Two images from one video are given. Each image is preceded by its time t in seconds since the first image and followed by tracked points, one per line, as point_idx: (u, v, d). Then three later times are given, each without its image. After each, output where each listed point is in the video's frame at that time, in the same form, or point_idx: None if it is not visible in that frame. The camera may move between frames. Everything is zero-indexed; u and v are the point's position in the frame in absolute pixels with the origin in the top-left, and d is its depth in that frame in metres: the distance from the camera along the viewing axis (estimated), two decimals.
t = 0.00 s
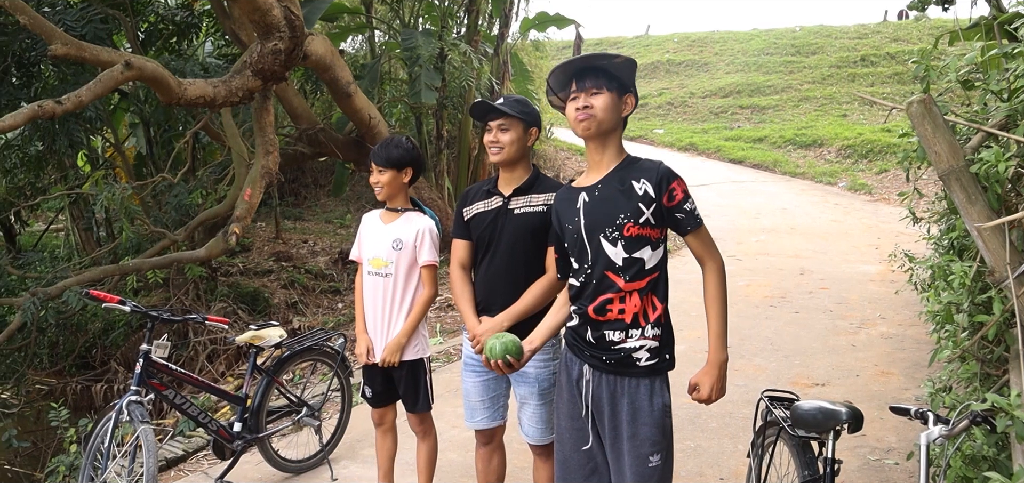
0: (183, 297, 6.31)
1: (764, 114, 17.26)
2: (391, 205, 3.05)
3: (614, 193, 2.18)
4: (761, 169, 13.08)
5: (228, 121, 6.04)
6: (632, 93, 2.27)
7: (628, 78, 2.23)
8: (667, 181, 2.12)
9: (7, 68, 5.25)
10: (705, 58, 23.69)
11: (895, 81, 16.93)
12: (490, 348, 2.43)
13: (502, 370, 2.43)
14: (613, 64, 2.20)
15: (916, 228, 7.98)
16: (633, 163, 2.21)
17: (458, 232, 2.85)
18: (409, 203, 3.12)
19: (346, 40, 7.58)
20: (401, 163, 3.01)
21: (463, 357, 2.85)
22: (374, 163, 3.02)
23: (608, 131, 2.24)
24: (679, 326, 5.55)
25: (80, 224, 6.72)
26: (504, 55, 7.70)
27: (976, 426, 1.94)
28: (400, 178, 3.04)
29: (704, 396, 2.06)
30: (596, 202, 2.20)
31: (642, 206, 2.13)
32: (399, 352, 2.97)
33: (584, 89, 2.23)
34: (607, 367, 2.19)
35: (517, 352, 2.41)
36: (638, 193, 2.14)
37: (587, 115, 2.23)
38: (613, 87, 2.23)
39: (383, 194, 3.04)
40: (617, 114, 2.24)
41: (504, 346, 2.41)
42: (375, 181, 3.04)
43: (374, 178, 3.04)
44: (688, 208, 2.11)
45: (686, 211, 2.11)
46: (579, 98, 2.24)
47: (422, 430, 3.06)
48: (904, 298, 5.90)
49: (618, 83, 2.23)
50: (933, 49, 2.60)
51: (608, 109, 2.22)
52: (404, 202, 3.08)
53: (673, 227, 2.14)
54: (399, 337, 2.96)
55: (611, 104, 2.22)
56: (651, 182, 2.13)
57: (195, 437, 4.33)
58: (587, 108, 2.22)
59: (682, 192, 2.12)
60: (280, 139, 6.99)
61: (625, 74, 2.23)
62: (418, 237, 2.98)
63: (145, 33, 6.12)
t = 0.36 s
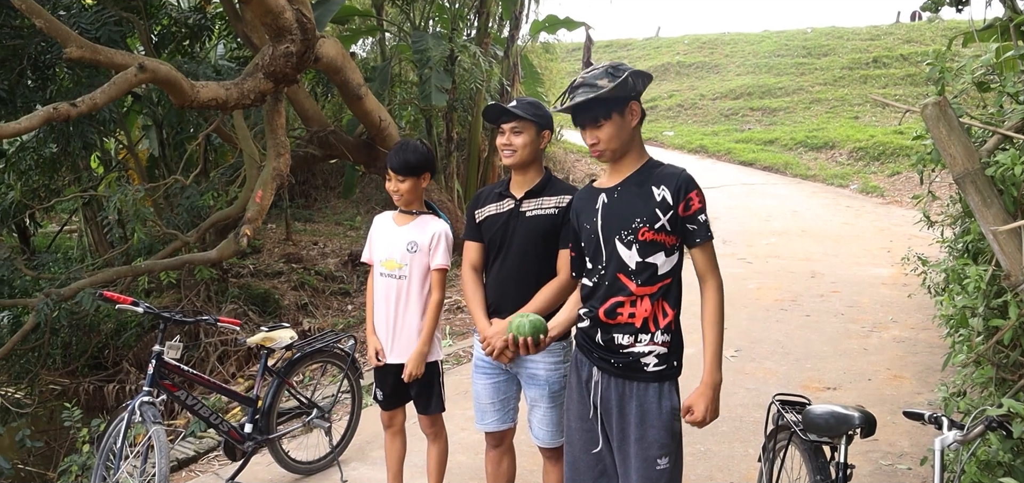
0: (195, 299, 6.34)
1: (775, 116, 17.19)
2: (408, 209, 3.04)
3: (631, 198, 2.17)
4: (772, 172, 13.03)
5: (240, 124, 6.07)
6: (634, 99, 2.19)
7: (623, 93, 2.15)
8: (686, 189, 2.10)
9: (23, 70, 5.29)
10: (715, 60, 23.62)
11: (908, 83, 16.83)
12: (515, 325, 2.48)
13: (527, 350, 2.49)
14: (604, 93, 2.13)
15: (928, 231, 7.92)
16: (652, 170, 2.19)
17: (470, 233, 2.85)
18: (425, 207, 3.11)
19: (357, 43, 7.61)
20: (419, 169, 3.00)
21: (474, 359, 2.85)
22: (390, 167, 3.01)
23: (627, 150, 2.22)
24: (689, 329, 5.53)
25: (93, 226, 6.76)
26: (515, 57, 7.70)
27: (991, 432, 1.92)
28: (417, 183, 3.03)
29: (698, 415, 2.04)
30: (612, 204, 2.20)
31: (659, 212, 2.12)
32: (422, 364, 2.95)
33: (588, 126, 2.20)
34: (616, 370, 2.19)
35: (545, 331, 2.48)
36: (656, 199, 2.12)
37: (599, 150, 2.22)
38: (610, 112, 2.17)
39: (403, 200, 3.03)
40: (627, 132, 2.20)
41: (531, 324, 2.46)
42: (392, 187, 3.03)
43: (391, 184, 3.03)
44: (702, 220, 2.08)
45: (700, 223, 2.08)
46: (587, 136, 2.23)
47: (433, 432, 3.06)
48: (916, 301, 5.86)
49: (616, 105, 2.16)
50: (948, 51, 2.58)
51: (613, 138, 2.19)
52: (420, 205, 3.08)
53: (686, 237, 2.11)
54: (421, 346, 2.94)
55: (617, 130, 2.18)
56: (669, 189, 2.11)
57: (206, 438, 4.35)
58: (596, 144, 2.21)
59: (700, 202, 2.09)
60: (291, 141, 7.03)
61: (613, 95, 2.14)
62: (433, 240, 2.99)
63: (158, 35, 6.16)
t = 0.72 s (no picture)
0: (200, 299, 6.36)
1: (781, 118, 17.16)
2: (427, 214, 3.03)
3: (638, 202, 2.16)
4: (777, 174, 13.00)
5: (246, 125, 6.08)
6: (645, 110, 2.14)
7: (636, 107, 2.11)
8: (693, 195, 2.07)
9: (31, 72, 5.33)
10: (721, 62, 23.59)
11: (914, 86, 16.77)
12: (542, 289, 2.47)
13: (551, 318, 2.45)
14: (618, 111, 2.08)
15: (935, 234, 7.89)
16: (660, 174, 2.17)
17: (476, 235, 2.86)
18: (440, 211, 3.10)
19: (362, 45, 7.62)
20: (442, 175, 2.98)
21: (479, 360, 2.86)
22: (413, 172, 2.96)
23: (636, 160, 2.19)
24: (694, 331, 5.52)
25: (100, 226, 6.79)
26: (520, 59, 7.71)
27: (998, 435, 1.91)
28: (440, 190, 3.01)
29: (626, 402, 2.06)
30: (620, 208, 2.20)
31: (665, 217, 2.10)
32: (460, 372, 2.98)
33: (598, 140, 2.14)
34: (621, 372, 2.18)
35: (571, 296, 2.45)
36: (664, 204, 2.11)
37: (610, 163, 2.18)
38: (623, 128, 2.11)
39: (425, 205, 3.00)
40: (639, 144, 2.16)
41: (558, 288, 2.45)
42: (413, 193, 2.99)
43: (415, 191, 2.99)
44: (704, 228, 2.05)
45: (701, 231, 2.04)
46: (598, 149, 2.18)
47: (441, 434, 3.07)
48: (923, 304, 5.84)
49: (628, 120, 2.11)
50: (956, 53, 2.57)
51: (624, 152, 2.15)
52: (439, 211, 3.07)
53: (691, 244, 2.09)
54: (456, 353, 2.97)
55: (629, 143, 2.14)
56: (676, 195, 2.09)
57: (211, 438, 4.36)
58: (607, 158, 2.17)
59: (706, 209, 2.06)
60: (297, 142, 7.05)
61: (625, 112, 2.09)
62: (454, 246, 3.00)
63: (165, 37, 6.18)
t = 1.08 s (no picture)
0: (201, 297, 6.36)
1: (782, 117, 17.15)
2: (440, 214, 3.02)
3: (643, 200, 2.16)
4: (778, 173, 13.00)
5: (246, 122, 6.08)
6: (655, 108, 2.14)
7: (647, 105, 2.11)
8: (699, 195, 2.07)
9: (31, 69, 5.33)
10: (722, 61, 23.56)
11: (915, 85, 16.75)
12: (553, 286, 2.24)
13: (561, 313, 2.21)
14: (628, 108, 2.09)
15: (935, 233, 7.89)
16: (664, 173, 2.16)
17: (477, 233, 2.85)
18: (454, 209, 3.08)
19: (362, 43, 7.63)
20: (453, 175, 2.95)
21: (478, 358, 2.86)
22: (421, 177, 2.91)
23: (643, 158, 2.19)
24: (694, 330, 5.52)
25: (100, 224, 6.79)
26: (521, 57, 7.71)
27: (996, 435, 1.91)
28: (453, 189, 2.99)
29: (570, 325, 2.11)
30: (624, 205, 2.20)
31: (670, 215, 2.10)
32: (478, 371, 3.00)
33: (607, 137, 2.15)
34: (620, 371, 2.19)
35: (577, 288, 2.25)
36: (669, 202, 2.11)
37: (617, 160, 2.18)
38: (633, 125, 2.12)
39: (438, 207, 2.99)
40: (648, 142, 2.17)
41: (567, 286, 2.23)
42: (425, 197, 2.96)
43: (428, 198, 2.96)
44: (708, 229, 2.05)
45: (704, 231, 2.05)
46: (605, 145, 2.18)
47: (443, 434, 3.07)
48: (923, 303, 5.84)
49: (637, 117, 2.11)
50: (956, 52, 2.57)
51: (632, 150, 2.15)
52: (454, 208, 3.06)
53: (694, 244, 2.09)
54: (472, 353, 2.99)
55: (639, 140, 2.14)
56: (682, 194, 2.09)
57: (211, 435, 4.36)
58: (615, 155, 2.17)
59: (711, 210, 2.06)
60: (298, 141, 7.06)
61: (636, 109, 2.09)
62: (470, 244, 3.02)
63: (166, 35, 6.18)
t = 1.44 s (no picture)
0: (199, 296, 6.36)
1: (780, 116, 17.15)
2: (414, 215, 2.98)
3: (644, 201, 2.15)
4: (776, 172, 13.00)
5: (245, 121, 6.08)
6: (655, 109, 2.14)
7: (645, 106, 2.10)
8: (699, 200, 2.06)
9: (30, 68, 5.33)
10: (720, 60, 23.55)
11: (914, 84, 16.75)
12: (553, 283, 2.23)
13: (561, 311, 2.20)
14: (627, 108, 2.08)
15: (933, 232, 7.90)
16: (664, 175, 2.16)
17: (475, 232, 2.86)
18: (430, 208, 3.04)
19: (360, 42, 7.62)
20: (414, 174, 2.91)
21: (476, 357, 2.86)
22: (385, 184, 2.91)
23: (643, 158, 2.18)
24: (692, 329, 5.52)
25: (98, 223, 6.79)
26: (519, 56, 7.70)
27: (992, 435, 1.92)
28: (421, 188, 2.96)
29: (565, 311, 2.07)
30: (624, 206, 2.20)
31: (671, 218, 2.10)
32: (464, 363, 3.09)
33: (606, 136, 2.15)
34: (617, 372, 2.19)
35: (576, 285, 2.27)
36: (670, 206, 2.10)
37: (617, 159, 2.18)
38: (632, 126, 2.11)
39: (408, 209, 2.96)
40: (647, 142, 2.16)
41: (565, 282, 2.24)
42: (394, 202, 2.95)
43: (396, 201, 2.95)
44: (708, 234, 2.04)
45: (703, 237, 2.04)
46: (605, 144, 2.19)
47: (437, 435, 3.09)
48: (921, 302, 5.85)
49: (636, 118, 2.10)
50: (953, 52, 2.57)
51: (632, 150, 2.15)
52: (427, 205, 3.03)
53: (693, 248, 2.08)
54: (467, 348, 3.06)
55: (637, 141, 2.13)
56: (682, 197, 2.08)
57: (209, 435, 4.36)
58: (614, 154, 2.17)
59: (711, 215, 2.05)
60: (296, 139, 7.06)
61: (635, 110, 2.09)
62: (454, 242, 3.03)
63: (165, 33, 6.18)
